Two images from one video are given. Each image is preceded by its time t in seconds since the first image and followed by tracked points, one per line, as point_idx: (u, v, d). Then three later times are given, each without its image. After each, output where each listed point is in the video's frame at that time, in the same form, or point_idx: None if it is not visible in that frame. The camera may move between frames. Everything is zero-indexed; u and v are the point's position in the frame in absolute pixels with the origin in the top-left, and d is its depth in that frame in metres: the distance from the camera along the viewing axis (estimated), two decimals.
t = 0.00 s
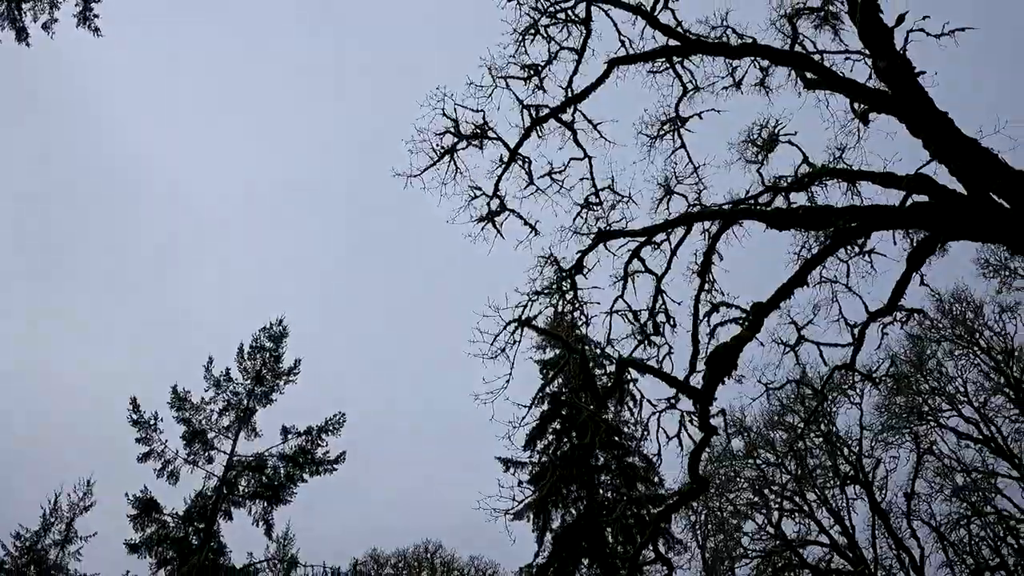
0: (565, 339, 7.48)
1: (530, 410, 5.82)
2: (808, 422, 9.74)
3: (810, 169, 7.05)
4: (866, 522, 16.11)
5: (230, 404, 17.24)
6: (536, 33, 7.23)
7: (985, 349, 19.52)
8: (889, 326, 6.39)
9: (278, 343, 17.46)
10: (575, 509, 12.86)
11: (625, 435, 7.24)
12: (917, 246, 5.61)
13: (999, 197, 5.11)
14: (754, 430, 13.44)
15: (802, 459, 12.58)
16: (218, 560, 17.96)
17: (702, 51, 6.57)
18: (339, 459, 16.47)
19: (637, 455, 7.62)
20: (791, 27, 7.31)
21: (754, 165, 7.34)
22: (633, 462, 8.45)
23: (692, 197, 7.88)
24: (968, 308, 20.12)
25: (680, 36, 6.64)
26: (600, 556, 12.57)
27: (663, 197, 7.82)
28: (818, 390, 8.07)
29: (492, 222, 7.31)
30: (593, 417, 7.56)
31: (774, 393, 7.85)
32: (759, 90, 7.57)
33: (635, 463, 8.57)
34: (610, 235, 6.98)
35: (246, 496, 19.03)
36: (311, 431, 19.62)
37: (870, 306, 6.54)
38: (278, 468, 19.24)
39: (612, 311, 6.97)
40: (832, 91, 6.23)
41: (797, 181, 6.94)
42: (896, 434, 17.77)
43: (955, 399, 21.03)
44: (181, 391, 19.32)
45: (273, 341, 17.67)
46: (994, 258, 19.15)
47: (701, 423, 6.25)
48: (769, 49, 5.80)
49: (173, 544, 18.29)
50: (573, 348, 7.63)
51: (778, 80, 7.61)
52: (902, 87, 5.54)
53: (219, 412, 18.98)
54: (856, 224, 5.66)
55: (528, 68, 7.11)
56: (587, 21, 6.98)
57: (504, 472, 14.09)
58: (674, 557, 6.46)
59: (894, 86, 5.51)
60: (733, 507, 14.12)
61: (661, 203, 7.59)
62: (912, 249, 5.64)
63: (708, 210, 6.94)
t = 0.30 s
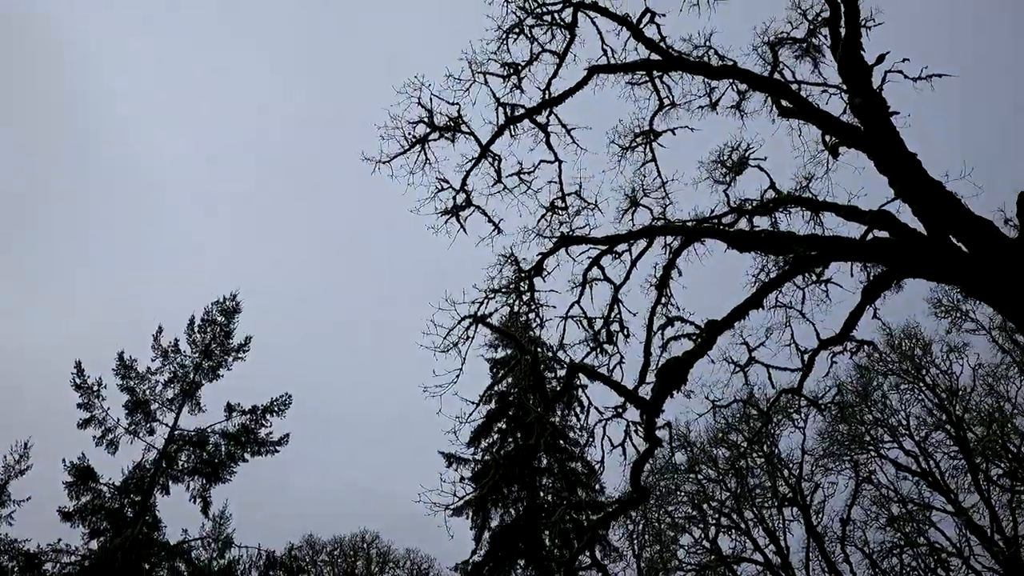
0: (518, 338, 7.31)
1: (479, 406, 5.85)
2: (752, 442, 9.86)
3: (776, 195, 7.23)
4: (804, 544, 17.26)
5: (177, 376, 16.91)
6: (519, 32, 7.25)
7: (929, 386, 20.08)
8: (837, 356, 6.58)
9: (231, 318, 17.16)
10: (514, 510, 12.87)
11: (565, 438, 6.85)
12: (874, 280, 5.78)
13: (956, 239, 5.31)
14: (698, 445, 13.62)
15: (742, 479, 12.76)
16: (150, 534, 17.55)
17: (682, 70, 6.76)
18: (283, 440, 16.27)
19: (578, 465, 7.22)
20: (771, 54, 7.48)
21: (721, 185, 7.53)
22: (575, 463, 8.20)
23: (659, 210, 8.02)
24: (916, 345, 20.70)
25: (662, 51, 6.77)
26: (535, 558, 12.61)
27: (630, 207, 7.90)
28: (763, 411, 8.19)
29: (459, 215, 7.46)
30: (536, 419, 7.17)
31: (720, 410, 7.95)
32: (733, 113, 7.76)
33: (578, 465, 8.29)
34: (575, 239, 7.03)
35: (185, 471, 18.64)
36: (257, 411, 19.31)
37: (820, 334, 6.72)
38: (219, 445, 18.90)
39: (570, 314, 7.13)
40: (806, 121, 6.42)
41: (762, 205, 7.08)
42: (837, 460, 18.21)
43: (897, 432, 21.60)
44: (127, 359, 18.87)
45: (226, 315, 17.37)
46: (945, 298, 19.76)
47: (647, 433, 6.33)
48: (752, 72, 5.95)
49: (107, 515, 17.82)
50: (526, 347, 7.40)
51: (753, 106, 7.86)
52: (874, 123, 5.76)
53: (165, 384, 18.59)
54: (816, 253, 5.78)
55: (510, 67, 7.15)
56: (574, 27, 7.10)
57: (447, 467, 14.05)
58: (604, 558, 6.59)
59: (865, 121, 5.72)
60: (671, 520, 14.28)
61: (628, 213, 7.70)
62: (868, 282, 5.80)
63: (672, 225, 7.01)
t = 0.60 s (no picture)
0: (460, 338, 6.77)
1: (411, 409, 5.67)
2: (683, 467, 9.93)
3: (730, 227, 7.26)
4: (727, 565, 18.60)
5: (111, 346, 16.40)
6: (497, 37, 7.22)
7: (860, 426, 20.77)
8: (772, 390, 6.50)
9: (174, 292, 16.73)
10: (441, 513, 12.80)
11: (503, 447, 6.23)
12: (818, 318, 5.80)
13: (901, 288, 5.36)
14: (630, 464, 13.77)
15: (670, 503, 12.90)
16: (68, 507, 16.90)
17: (653, 94, 6.77)
18: (214, 422, 15.89)
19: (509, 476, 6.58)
20: (742, 90, 7.57)
21: (678, 211, 7.53)
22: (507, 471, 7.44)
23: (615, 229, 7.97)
24: (852, 386, 21.39)
25: (634, 73, 6.82)
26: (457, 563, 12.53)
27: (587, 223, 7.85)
28: (697, 439, 8.12)
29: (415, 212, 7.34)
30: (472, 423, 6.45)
31: (655, 433, 7.85)
32: (698, 142, 7.83)
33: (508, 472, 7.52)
34: (527, 248, 6.88)
35: (111, 444, 18.07)
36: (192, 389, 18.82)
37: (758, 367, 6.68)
38: (149, 421, 18.38)
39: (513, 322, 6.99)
40: (768, 157, 6.48)
41: (714, 234, 7.05)
42: (764, 489, 18.68)
43: (826, 468, 22.25)
44: (62, 323, 18.22)
45: (169, 288, 16.92)
46: (884, 342, 20.48)
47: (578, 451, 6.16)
48: (718, 103, 6.01)
49: (25, 483, 17.10)
50: (467, 348, 6.79)
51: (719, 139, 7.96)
52: (833, 168, 5.87)
53: (100, 353, 18.01)
54: (764, 286, 5.74)
55: (483, 71, 7.14)
56: (550, 40, 7.09)
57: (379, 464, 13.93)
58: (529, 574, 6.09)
59: (823, 165, 5.83)
60: (597, 536, 14.38)
61: (583, 229, 7.63)
62: (812, 320, 5.82)
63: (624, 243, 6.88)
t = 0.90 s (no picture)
0: (393, 327, 6.42)
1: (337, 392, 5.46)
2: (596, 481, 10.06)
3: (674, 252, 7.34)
4: None
5: (35, 291, 15.66)
6: (473, 34, 7.26)
7: (775, 460, 21.54)
8: (695, 416, 6.57)
9: (112, 244, 16.11)
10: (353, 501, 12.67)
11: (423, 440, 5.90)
12: (746, 352, 5.77)
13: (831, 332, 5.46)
14: (548, 473, 13.92)
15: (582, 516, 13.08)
16: None
17: (617, 112, 6.82)
18: (135, 382, 15.36)
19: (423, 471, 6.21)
20: (704, 121, 7.74)
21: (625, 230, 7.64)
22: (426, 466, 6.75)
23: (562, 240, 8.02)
24: (773, 421, 22.16)
25: (603, 88, 6.90)
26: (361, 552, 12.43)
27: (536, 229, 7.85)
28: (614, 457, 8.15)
29: (367, 195, 7.25)
30: (391, 416, 6.08)
31: (573, 447, 7.85)
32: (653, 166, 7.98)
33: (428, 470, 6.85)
34: (472, 246, 6.81)
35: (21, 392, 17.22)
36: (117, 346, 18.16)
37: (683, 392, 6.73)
38: (67, 373, 17.62)
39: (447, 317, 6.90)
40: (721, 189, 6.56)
41: (657, 256, 7.10)
42: (677, 511, 19.15)
43: (739, 497, 22.96)
44: None
45: (106, 240, 16.28)
46: (809, 382, 21.30)
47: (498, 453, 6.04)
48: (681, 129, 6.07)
49: None
50: (398, 338, 6.40)
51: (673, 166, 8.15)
52: (781, 208, 5.98)
53: (22, 296, 17.16)
54: (699, 312, 5.70)
55: (454, 66, 7.26)
56: (525, 45, 7.14)
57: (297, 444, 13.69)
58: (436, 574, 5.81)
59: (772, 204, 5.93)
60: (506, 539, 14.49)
61: (530, 234, 7.65)
62: (741, 353, 5.78)
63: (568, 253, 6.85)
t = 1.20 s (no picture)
0: (338, 311, 6.26)
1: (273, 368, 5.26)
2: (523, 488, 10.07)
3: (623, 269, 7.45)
4: None
5: None
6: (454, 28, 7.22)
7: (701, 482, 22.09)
8: (627, 431, 6.66)
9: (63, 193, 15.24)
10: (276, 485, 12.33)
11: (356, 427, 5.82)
12: (684, 374, 5.87)
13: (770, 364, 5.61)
14: (476, 475, 13.87)
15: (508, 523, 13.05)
16: None
17: (586, 124, 6.87)
18: (70, 339, 14.55)
19: (353, 460, 6.12)
20: (670, 144, 7.88)
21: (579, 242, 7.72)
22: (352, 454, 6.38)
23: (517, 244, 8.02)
24: (703, 445, 22.71)
25: (576, 99, 6.94)
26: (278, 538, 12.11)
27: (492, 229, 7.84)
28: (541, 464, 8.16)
29: (327, 174, 7.08)
30: (325, 400, 5.96)
31: (502, 451, 7.83)
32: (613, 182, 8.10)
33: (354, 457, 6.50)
34: (425, 239, 6.73)
35: None
36: (55, 299, 17.17)
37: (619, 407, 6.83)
38: None
39: (391, 307, 6.80)
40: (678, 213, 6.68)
41: (608, 270, 7.18)
42: (600, 524, 19.38)
43: (663, 515, 23.42)
44: None
45: (58, 187, 15.38)
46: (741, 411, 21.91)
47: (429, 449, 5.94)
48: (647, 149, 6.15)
49: None
50: (341, 323, 6.22)
51: (634, 184, 8.27)
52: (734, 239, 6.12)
53: None
54: (643, 330, 5.78)
55: (430, 58, 7.26)
56: (505, 45, 7.11)
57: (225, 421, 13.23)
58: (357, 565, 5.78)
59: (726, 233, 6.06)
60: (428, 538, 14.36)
61: (485, 234, 7.62)
62: (680, 374, 5.87)
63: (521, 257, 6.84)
